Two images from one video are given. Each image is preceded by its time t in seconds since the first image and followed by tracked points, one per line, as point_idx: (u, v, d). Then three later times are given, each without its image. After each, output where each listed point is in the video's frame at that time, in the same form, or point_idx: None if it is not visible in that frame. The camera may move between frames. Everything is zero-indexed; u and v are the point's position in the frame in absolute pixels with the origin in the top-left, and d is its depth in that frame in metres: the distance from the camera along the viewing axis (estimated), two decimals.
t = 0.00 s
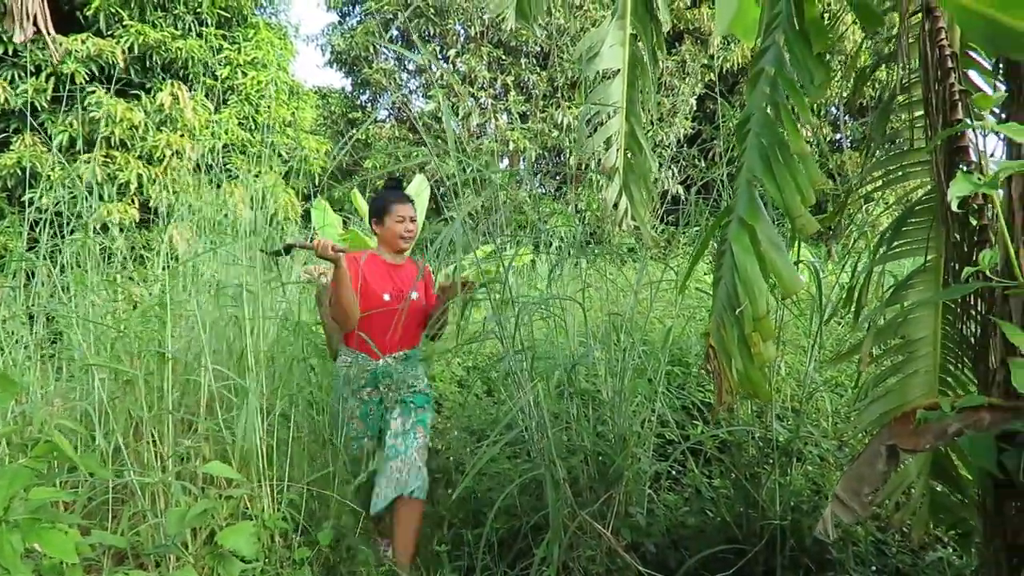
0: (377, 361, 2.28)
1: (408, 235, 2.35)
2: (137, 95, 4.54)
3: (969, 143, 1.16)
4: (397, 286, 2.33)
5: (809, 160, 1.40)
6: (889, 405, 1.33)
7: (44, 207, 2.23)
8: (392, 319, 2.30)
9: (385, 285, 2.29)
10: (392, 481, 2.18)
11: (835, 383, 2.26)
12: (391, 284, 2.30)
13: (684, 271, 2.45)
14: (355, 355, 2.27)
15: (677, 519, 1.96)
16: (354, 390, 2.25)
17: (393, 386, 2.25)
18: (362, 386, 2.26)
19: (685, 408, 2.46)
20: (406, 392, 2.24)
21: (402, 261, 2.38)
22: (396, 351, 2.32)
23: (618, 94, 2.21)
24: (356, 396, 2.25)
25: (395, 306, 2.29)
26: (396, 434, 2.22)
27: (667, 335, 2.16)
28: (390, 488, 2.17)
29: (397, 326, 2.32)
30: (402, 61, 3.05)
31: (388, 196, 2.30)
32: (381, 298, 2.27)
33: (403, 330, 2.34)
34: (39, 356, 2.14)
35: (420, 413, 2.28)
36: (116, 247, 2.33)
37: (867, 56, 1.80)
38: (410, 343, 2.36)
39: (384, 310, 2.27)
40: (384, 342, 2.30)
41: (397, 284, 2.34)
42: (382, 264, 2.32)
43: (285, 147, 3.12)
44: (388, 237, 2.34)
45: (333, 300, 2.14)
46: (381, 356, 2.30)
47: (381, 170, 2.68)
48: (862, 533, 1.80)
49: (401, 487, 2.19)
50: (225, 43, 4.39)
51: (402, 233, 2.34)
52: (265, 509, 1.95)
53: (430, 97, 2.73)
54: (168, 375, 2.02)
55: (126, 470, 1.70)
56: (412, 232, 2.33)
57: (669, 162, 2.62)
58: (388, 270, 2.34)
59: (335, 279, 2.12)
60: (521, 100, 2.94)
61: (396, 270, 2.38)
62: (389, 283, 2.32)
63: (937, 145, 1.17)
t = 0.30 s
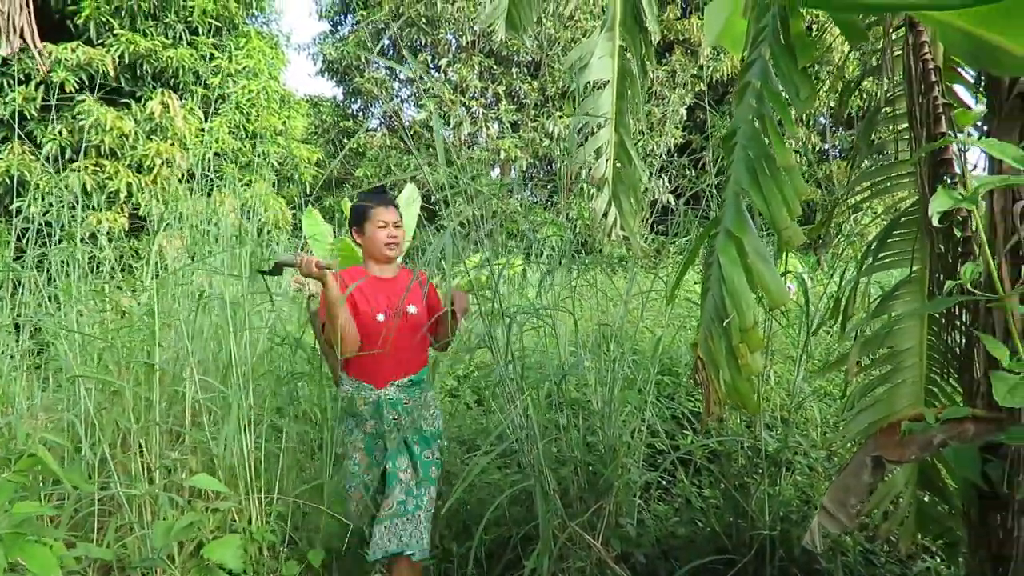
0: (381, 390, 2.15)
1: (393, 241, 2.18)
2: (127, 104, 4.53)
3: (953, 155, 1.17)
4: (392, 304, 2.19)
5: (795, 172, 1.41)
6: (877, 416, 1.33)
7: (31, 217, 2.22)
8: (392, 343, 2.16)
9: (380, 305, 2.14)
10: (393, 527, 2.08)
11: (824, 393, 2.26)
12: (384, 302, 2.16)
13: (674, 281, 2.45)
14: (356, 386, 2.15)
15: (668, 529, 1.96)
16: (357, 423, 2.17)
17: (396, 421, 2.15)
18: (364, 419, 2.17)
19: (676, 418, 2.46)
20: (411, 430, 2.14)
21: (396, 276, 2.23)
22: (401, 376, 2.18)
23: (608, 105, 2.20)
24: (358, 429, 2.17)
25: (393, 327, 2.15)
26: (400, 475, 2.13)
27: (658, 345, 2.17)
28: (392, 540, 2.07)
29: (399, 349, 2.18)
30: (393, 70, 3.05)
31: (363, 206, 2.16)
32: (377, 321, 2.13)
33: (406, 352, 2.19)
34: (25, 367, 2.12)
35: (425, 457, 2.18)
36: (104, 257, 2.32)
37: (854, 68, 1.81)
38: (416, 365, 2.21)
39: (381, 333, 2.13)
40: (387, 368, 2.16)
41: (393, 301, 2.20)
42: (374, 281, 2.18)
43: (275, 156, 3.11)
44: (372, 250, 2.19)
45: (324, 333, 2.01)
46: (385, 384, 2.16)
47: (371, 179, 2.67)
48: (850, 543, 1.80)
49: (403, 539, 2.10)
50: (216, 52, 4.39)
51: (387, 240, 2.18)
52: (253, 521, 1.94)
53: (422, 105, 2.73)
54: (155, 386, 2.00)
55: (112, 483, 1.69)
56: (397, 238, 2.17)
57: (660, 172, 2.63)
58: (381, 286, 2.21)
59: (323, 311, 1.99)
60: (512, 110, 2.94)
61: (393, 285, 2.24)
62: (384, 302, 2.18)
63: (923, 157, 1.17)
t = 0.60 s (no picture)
0: (386, 401, 2.08)
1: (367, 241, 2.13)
2: (117, 111, 4.52)
3: (937, 171, 1.17)
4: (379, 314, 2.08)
5: (782, 186, 1.42)
6: (864, 427, 1.34)
7: (19, 225, 2.21)
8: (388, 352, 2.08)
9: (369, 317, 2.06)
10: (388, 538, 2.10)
11: (812, 403, 2.27)
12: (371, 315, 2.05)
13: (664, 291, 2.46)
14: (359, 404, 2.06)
15: (657, 539, 1.96)
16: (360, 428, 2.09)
17: (403, 432, 2.10)
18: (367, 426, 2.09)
19: (665, 427, 2.47)
20: (419, 443, 2.10)
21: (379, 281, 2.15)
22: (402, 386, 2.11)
23: (598, 118, 2.18)
24: (360, 435, 2.10)
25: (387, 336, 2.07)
26: (403, 487, 2.10)
27: (647, 355, 2.17)
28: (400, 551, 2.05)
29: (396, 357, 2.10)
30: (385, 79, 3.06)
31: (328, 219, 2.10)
32: (369, 334, 2.05)
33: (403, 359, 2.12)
34: (11, 375, 2.11)
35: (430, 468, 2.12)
36: (92, 265, 2.31)
37: (841, 82, 1.83)
38: (417, 369, 2.15)
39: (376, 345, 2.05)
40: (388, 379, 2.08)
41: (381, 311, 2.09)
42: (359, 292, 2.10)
43: (267, 164, 3.11)
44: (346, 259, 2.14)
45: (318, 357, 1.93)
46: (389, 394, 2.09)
47: (362, 187, 2.68)
48: (837, 554, 1.81)
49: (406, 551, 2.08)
50: (208, 60, 4.39)
51: (359, 241, 2.13)
52: (240, 532, 1.93)
53: (414, 115, 2.74)
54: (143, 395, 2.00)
55: (97, 493, 1.68)
56: (370, 239, 2.12)
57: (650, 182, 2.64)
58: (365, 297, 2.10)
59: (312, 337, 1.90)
60: (504, 119, 2.95)
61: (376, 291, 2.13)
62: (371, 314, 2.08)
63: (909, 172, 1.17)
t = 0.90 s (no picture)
0: (381, 424, 1.86)
1: (346, 252, 1.89)
2: (104, 121, 4.50)
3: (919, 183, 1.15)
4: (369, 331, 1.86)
5: (765, 198, 1.43)
6: (848, 437, 1.34)
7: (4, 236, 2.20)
8: (380, 371, 1.86)
9: (357, 336, 1.83)
10: None
11: (799, 413, 2.28)
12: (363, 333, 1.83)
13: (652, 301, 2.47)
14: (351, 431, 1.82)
15: (645, 550, 1.96)
16: (354, 460, 1.83)
17: (402, 456, 1.89)
18: (362, 456, 1.84)
19: (654, 438, 2.47)
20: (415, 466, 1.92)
21: (361, 294, 1.94)
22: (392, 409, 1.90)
23: (584, 128, 2.20)
24: (354, 468, 1.84)
25: (378, 353, 1.85)
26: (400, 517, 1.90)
27: (635, 365, 2.18)
28: None
29: (388, 376, 1.88)
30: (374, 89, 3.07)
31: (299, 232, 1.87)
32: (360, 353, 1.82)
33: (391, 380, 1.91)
34: None
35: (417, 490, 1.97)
36: (78, 276, 2.30)
37: (825, 94, 1.85)
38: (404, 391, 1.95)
39: (367, 364, 1.83)
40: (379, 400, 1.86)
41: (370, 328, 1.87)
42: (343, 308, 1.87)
43: (255, 174, 3.11)
44: (324, 275, 1.90)
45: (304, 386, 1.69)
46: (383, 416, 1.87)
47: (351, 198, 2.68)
48: (825, 563, 1.81)
49: None
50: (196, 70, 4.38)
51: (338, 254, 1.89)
52: (226, 545, 1.91)
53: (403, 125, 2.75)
54: (128, 407, 1.98)
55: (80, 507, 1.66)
56: (351, 250, 1.89)
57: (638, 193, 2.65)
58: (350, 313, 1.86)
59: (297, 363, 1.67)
60: (493, 130, 2.97)
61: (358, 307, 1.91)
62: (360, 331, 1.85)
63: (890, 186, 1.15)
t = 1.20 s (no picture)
0: (358, 444, 1.75)
1: (326, 259, 1.77)
2: (91, 128, 4.49)
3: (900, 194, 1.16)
4: (348, 345, 1.74)
5: (750, 209, 1.44)
6: (833, 446, 1.36)
7: None
8: (359, 388, 1.74)
9: (337, 350, 1.71)
10: None
11: (786, 421, 2.29)
12: (343, 347, 1.72)
13: (639, 309, 2.48)
14: (326, 451, 1.70)
15: (632, 558, 1.96)
16: (327, 479, 1.71)
17: (378, 478, 1.79)
18: (335, 475, 1.73)
19: (642, 446, 2.47)
20: (393, 489, 1.82)
21: (338, 304, 1.82)
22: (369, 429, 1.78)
23: (573, 138, 2.19)
24: (325, 487, 1.72)
25: (357, 369, 1.74)
26: (378, 542, 1.79)
27: (622, 374, 2.18)
28: None
29: (365, 393, 1.77)
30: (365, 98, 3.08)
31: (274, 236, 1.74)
32: (339, 369, 1.70)
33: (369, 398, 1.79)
34: None
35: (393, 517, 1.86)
36: (64, 284, 2.29)
37: (810, 105, 1.87)
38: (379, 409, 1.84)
39: (347, 380, 1.71)
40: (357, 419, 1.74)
41: (350, 341, 1.76)
42: (320, 319, 1.75)
43: (244, 181, 3.10)
44: (299, 283, 1.77)
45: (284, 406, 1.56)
46: (360, 435, 1.75)
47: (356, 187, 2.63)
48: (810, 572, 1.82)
49: None
50: (185, 77, 4.38)
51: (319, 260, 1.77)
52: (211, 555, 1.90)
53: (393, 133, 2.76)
54: (114, 417, 1.98)
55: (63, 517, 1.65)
56: (330, 257, 1.77)
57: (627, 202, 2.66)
58: (329, 327, 1.74)
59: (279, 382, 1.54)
60: (482, 138, 2.97)
61: (337, 319, 1.78)
62: (340, 346, 1.73)
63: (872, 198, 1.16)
